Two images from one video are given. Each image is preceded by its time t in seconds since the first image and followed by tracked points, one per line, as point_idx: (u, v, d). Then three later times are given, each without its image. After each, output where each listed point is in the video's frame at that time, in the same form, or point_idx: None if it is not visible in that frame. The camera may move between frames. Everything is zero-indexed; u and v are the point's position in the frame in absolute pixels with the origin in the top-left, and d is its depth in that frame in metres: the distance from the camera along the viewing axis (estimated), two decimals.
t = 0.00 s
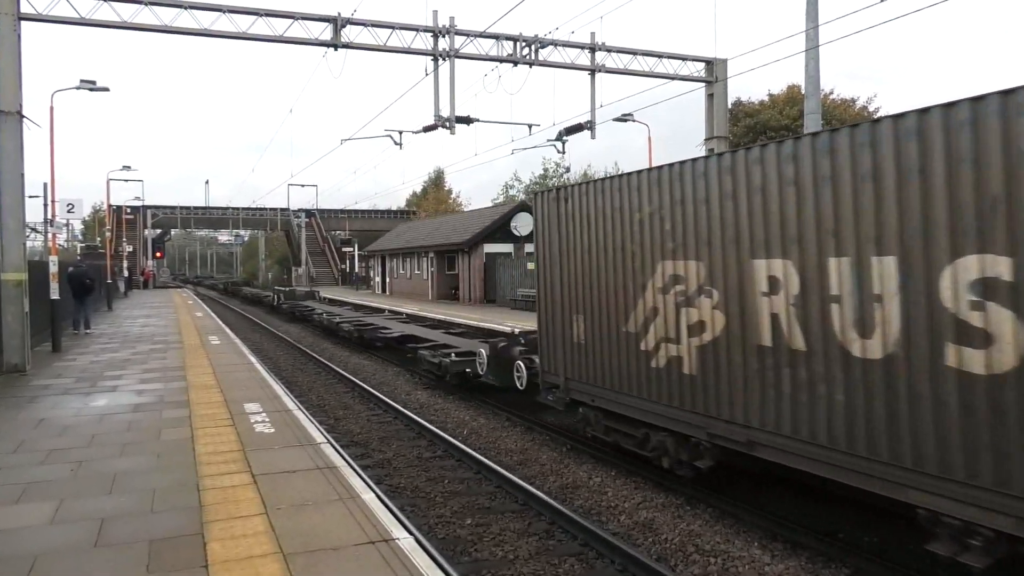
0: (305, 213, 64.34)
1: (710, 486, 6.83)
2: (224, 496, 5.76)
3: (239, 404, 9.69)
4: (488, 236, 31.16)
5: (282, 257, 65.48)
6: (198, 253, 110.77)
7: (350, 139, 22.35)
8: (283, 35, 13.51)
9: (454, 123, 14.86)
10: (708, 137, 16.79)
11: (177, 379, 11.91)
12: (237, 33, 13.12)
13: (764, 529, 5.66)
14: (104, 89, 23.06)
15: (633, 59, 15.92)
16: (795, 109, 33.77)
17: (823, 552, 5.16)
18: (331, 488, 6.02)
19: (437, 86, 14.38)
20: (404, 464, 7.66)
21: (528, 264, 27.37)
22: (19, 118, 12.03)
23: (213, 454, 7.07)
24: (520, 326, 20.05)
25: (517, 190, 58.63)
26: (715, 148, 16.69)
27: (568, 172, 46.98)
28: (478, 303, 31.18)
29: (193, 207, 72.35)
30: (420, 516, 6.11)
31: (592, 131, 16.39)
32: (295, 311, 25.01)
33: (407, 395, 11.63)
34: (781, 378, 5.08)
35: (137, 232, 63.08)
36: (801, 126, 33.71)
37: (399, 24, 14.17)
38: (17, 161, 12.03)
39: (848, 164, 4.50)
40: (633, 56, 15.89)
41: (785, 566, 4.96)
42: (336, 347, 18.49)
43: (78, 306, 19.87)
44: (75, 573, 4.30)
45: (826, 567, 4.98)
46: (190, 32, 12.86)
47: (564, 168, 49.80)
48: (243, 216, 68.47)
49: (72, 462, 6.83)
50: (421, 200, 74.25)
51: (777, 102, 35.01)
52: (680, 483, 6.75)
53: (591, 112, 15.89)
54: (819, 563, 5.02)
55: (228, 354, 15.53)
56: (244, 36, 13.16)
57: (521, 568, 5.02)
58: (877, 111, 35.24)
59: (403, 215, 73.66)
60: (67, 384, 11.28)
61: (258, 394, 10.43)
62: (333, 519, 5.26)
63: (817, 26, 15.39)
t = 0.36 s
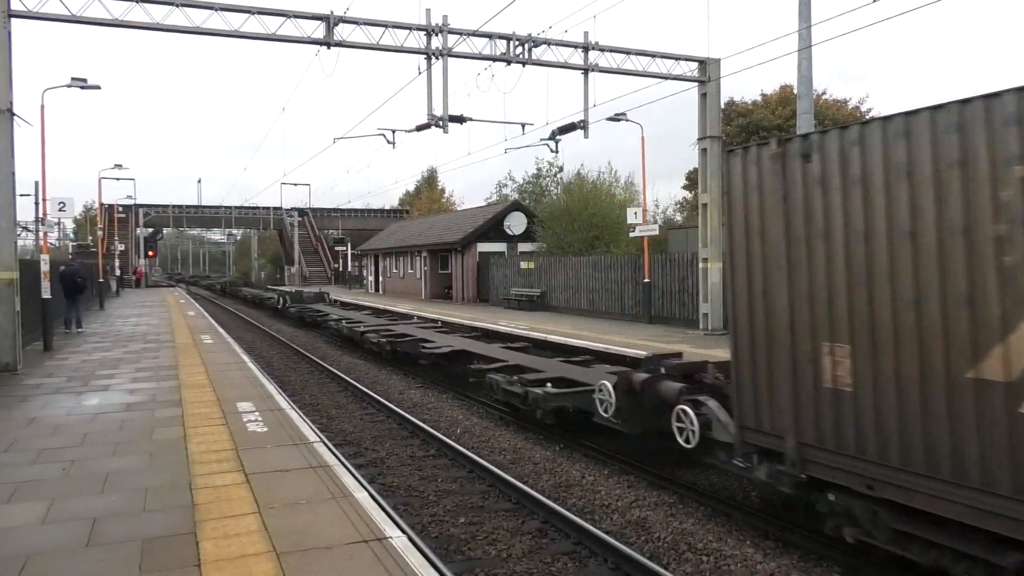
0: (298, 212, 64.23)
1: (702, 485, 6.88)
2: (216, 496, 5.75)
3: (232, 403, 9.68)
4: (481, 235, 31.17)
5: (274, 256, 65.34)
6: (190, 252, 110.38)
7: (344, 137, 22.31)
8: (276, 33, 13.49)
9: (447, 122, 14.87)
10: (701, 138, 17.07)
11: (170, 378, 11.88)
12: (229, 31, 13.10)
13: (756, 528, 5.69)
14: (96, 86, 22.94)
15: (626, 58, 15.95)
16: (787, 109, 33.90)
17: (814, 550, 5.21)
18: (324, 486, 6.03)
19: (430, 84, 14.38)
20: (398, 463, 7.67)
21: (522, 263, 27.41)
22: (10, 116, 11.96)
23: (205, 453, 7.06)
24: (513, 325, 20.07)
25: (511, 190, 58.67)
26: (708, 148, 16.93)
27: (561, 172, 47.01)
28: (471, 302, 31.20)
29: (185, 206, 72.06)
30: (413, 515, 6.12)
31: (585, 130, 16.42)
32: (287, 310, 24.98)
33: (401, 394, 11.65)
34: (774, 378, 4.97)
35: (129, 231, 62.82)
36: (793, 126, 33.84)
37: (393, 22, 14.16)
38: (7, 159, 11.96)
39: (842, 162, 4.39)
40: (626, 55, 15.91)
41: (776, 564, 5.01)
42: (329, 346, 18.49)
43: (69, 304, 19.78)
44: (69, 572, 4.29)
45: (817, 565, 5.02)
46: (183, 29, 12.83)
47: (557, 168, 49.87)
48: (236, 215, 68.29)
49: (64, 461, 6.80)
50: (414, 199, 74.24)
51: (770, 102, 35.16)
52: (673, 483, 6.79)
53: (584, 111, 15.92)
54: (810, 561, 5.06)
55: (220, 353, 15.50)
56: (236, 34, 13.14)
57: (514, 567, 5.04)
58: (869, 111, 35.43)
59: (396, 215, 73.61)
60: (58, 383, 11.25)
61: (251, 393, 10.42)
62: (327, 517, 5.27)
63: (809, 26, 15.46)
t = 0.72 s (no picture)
0: (302, 211, 64.38)
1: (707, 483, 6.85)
2: (220, 494, 5.76)
3: (236, 401, 9.70)
4: (485, 234, 31.17)
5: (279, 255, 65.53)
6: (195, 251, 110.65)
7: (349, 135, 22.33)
8: (280, 32, 13.49)
9: (451, 120, 14.86)
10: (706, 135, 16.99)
11: (174, 376, 11.91)
12: (233, 30, 13.11)
13: (761, 526, 5.68)
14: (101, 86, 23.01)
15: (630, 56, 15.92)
16: (792, 107, 33.81)
17: (819, 548, 5.18)
18: (329, 484, 6.04)
19: (434, 82, 14.37)
20: (402, 461, 7.67)
21: (525, 261, 27.42)
22: (15, 115, 11.99)
23: (210, 451, 7.07)
24: (516, 323, 20.05)
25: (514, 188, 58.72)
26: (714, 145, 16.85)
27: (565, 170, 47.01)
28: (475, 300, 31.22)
29: (190, 205, 72.30)
30: (417, 513, 6.12)
31: (589, 128, 16.40)
32: (292, 308, 25.05)
33: (405, 392, 11.67)
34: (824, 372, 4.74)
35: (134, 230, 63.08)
36: (798, 123, 33.74)
37: (396, 20, 14.15)
38: (12, 159, 12.00)
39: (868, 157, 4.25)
40: (630, 53, 15.88)
41: (781, 562, 4.99)
42: (333, 344, 18.52)
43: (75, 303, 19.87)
44: (75, 570, 4.30)
45: (823, 563, 5.00)
46: (187, 28, 12.84)
47: (561, 166, 49.86)
48: (241, 214, 68.50)
49: (69, 459, 6.82)
50: (419, 198, 74.33)
51: (774, 100, 35.08)
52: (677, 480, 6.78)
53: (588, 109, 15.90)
54: (816, 559, 5.04)
55: (224, 351, 15.55)
56: (240, 33, 13.15)
57: (519, 565, 5.03)
58: (874, 109, 35.30)
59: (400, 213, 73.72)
60: (64, 381, 11.29)
61: (255, 391, 10.44)
62: (332, 515, 5.28)
63: (814, 23, 15.39)
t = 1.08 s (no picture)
0: (302, 209, 64.36)
1: (706, 481, 6.84)
2: (219, 492, 5.75)
3: (236, 399, 9.69)
4: (484, 232, 31.16)
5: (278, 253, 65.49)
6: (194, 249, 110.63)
7: (349, 134, 22.32)
8: (280, 30, 13.47)
9: (450, 119, 14.84)
10: (706, 134, 16.98)
11: (173, 375, 11.90)
12: (233, 28, 13.09)
13: (760, 525, 5.68)
14: (100, 83, 22.99)
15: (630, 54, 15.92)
16: (791, 106, 33.82)
17: (819, 548, 5.18)
18: (328, 483, 6.03)
19: (434, 81, 14.36)
20: (401, 460, 7.67)
21: (525, 259, 27.42)
22: (14, 113, 11.97)
23: (209, 450, 7.06)
24: (516, 322, 20.04)
25: (514, 187, 58.69)
26: (713, 144, 16.84)
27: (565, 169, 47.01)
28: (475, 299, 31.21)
29: (189, 203, 72.24)
30: (416, 512, 6.11)
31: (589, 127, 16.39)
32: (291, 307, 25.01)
33: (404, 390, 11.65)
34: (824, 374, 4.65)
35: (134, 229, 63.08)
36: (797, 122, 33.75)
37: (396, 19, 14.13)
38: (12, 156, 11.97)
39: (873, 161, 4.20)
40: (630, 52, 15.86)
41: (781, 561, 4.98)
42: (332, 342, 18.51)
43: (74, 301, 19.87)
44: (74, 569, 4.29)
45: (823, 561, 4.99)
46: (187, 26, 12.83)
47: (561, 165, 49.85)
48: (240, 212, 68.51)
49: (68, 457, 6.82)
50: (418, 196, 74.32)
51: (773, 99, 35.09)
52: (676, 479, 6.78)
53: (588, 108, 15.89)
54: (815, 558, 5.04)
55: (223, 349, 15.52)
56: (240, 31, 13.14)
57: (517, 563, 5.03)
58: (874, 108, 35.31)
59: (400, 212, 73.69)
60: (63, 380, 11.28)
61: (254, 390, 10.42)
62: (331, 514, 5.26)
63: (814, 22, 15.38)
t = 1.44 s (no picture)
0: (306, 208, 64.44)
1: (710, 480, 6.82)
2: (223, 491, 5.75)
3: (240, 398, 9.70)
4: (488, 231, 31.14)
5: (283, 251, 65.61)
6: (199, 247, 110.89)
7: (353, 132, 22.35)
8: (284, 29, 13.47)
9: (454, 117, 14.82)
10: (710, 132, 16.94)
11: (178, 373, 11.91)
12: (238, 27, 13.10)
13: (766, 524, 5.64)
14: (105, 83, 23.06)
15: (634, 52, 15.88)
16: (796, 104, 33.73)
17: (824, 547, 5.14)
18: (333, 482, 6.02)
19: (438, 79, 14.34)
20: (405, 458, 7.67)
21: (529, 258, 27.40)
22: (20, 113, 12.00)
23: (213, 448, 7.06)
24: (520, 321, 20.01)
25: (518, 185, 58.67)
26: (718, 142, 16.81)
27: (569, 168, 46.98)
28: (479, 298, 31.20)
29: (194, 202, 72.40)
30: (420, 511, 6.10)
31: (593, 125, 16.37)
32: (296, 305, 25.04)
33: (409, 389, 11.65)
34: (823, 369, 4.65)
35: (139, 228, 63.27)
36: (802, 121, 33.66)
37: (400, 17, 14.12)
38: (18, 156, 12.01)
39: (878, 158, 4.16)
40: (634, 50, 15.82)
41: (786, 561, 4.95)
42: (337, 341, 18.52)
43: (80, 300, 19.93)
44: (79, 568, 4.29)
45: (828, 561, 4.96)
46: (191, 25, 12.83)
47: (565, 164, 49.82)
48: (245, 211, 68.67)
49: (73, 456, 6.83)
50: (422, 195, 74.36)
51: (778, 97, 34.99)
52: (682, 477, 6.76)
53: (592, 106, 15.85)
54: (821, 558, 5.00)
55: (228, 348, 15.53)
56: (245, 30, 13.14)
57: (521, 562, 5.01)
58: (880, 106, 35.17)
59: (404, 211, 73.76)
60: (68, 378, 11.30)
61: (259, 389, 10.43)
62: (336, 513, 5.26)
63: (819, 19, 15.31)
